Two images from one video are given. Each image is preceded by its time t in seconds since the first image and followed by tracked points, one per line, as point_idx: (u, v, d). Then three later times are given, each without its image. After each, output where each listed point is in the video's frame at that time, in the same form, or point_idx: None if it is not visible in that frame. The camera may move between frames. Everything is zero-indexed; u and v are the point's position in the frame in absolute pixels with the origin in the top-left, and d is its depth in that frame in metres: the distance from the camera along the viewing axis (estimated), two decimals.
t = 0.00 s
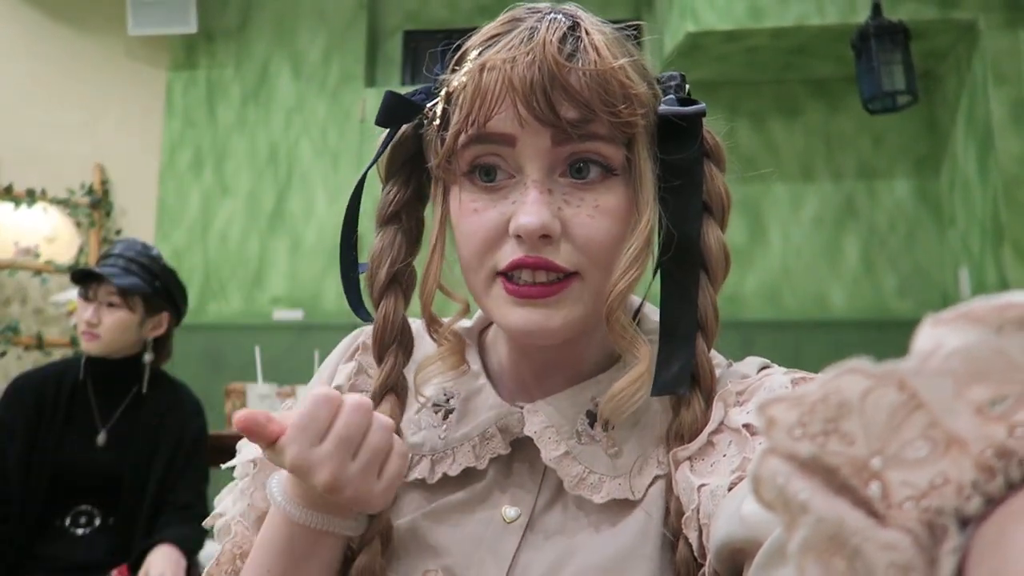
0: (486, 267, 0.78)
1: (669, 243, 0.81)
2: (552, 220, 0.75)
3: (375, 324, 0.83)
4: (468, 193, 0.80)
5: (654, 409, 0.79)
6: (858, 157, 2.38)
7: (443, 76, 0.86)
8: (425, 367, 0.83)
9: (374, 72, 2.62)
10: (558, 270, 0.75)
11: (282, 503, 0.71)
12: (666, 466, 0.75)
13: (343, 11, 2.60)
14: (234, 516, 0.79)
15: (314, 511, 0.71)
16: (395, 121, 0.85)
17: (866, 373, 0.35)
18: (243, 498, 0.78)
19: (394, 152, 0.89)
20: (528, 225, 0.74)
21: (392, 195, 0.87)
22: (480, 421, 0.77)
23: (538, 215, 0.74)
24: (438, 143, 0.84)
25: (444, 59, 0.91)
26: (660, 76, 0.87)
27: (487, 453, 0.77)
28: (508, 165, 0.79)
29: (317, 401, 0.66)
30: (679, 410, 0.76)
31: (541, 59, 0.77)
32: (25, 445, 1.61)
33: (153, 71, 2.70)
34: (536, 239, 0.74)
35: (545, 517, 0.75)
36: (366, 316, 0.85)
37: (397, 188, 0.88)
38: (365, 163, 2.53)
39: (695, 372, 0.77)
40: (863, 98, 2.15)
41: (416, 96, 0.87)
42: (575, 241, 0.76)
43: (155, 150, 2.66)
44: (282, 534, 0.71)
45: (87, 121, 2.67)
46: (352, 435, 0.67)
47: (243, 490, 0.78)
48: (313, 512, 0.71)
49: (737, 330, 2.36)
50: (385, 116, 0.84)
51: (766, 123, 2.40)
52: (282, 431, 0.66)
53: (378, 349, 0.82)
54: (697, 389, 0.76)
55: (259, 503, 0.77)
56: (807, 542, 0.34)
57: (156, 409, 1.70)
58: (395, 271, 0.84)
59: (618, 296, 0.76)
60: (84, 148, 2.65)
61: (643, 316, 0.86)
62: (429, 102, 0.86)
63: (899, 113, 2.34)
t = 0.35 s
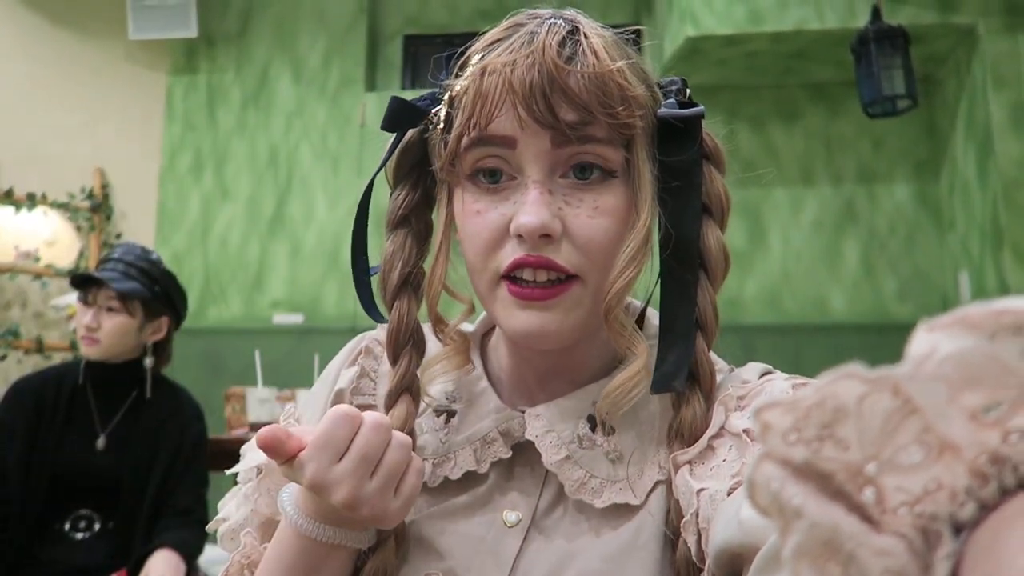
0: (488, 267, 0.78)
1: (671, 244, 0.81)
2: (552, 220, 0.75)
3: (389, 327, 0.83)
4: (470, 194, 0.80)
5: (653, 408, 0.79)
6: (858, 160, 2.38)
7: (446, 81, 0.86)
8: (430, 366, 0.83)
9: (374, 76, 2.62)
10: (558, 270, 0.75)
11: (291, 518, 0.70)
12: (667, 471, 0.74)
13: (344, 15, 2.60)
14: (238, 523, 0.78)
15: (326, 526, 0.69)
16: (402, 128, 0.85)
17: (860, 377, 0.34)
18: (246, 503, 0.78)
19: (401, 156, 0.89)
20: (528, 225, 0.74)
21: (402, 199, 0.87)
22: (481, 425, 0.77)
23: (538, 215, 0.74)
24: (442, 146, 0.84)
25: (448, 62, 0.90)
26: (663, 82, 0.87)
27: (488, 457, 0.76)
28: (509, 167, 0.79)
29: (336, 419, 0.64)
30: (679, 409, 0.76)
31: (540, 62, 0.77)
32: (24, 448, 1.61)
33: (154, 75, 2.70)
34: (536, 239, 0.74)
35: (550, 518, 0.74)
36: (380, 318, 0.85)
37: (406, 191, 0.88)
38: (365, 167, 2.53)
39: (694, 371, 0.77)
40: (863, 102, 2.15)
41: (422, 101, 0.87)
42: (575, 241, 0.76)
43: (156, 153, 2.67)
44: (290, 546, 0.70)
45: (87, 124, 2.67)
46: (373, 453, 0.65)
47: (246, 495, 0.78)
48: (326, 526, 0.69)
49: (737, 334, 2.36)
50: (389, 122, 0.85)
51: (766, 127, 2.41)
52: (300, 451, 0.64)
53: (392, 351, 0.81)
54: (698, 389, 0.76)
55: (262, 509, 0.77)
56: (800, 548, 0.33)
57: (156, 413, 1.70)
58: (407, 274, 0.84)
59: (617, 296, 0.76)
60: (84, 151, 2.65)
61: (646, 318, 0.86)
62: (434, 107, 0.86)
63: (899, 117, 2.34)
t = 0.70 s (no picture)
0: (488, 269, 0.78)
1: (672, 244, 0.81)
2: (550, 222, 0.75)
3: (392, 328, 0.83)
4: (470, 196, 0.80)
5: (654, 408, 0.78)
6: (858, 161, 2.38)
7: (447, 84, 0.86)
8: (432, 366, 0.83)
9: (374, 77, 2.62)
10: (556, 271, 0.75)
11: (295, 519, 0.70)
12: (667, 474, 0.74)
13: (344, 16, 2.60)
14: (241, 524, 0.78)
15: (329, 527, 0.69)
16: (407, 128, 0.85)
17: (862, 380, 0.33)
18: (248, 504, 0.78)
19: (405, 159, 0.89)
20: (526, 227, 0.74)
21: (407, 201, 0.88)
22: (482, 428, 0.77)
23: (535, 216, 0.74)
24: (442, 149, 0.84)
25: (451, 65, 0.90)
26: (665, 83, 0.87)
27: (489, 459, 0.76)
28: (507, 169, 0.79)
29: (342, 419, 0.64)
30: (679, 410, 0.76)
31: (535, 64, 0.77)
32: (24, 450, 1.61)
33: (153, 77, 2.70)
34: (534, 240, 0.75)
35: (552, 519, 0.74)
36: (384, 320, 0.85)
37: (410, 193, 0.88)
38: (365, 168, 2.53)
39: (694, 372, 0.77)
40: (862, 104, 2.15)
41: (424, 105, 0.87)
42: (573, 242, 0.76)
43: (156, 154, 2.67)
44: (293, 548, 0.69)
45: (86, 125, 2.67)
46: (378, 454, 0.65)
47: (248, 496, 0.78)
48: (329, 528, 0.69)
49: (737, 335, 2.36)
50: (392, 125, 0.85)
51: (766, 128, 2.41)
52: (305, 451, 0.64)
53: (396, 351, 0.81)
54: (698, 390, 0.76)
55: (264, 510, 0.77)
56: (802, 551, 0.32)
57: (155, 415, 1.70)
58: (410, 275, 0.84)
59: (616, 296, 0.76)
60: (84, 152, 2.66)
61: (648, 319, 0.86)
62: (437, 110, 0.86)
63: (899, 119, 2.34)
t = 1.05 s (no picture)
0: (489, 271, 0.78)
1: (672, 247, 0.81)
2: (550, 224, 0.75)
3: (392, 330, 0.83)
4: (470, 199, 0.80)
5: (654, 411, 0.78)
6: (858, 164, 2.38)
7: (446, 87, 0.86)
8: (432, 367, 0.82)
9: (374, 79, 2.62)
10: (556, 273, 0.75)
11: (295, 520, 0.70)
12: (667, 475, 0.74)
13: (345, 19, 2.60)
14: (240, 525, 0.78)
15: (329, 528, 0.69)
16: (408, 130, 0.86)
17: (859, 382, 0.33)
18: (248, 506, 0.78)
19: (404, 161, 0.88)
20: (526, 230, 0.74)
21: (406, 202, 0.88)
22: (482, 430, 0.77)
23: (536, 219, 0.74)
24: (441, 152, 0.84)
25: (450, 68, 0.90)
26: (665, 84, 0.87)
27: (489, 461, 0.76)
28: (507, 172, 0.79)
29: (346, 419, 0.64)
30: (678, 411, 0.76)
31: (535, 68, 0.77)
32: (24, 452, 1.61)
33: (154, 79, 2.70)
34: (534, 243, 0.75)
35: (551, 521, 0.75)
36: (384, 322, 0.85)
37: (409, 195, 0.88)
38: (364, 171, 2.53)
39: (694, 372, 0.77)
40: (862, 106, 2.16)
41: (423, 108, 0.87)
42: (573, 244, 0.76)
43: (156, 157, 2.67)
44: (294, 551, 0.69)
45: (86, 127, 2.67)
46: (381, 455, 0.65)
47: (248, 497, 0.78)
48: (329, 529, 0.69)
49: (736, 338, 2.37)
50: (391, 128, 0.85)
51: (766, 131, 2.41)
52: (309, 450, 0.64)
53: (397, 353, 0.81)
54: (697, 391, 0.76)
55: (265, 512, 0.76)
56: (801, 552, 0.32)
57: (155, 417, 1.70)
58: (410, 277, 0.85)
59: (616, 297, 0.76)
60: (84, 154, 2.66)
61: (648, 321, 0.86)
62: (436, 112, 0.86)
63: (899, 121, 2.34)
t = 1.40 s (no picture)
0: (491, 274, 0.77)
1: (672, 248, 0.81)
2: (555, 226, 0.75)
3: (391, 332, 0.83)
4: (472, 200, 0.80)
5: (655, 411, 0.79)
6: (858, 164, 2.38)
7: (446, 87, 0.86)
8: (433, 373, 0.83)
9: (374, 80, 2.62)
10: (561, 275, 0.75)
11: (297, 521, 0.70)
12: (667, 475, 0.74)
13: (345, 18, 2.60)
14: (240, 525, 0.77)
15: (329, 530, 0.69)
16: (406, 131, 0.86)
17: (860, 382, 0.32)
18: (247, 507, 0.77)
19: (401, 161, 0.88)
20: (532, 232, 0.74)
21: (403, 204, 0.88)
22: (481, 430, 0.77)
23: (541, 221, 0.74)
24: (443, 154, 0.84)
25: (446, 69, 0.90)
26: (663, 84, 0.87)
27: (489, 461, 0.76)
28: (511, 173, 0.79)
29: (346, 421, 0.64)
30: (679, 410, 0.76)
31: (541, 69, 0.77)
32: (24, 453, 1.61)
33: (154, 80, 2.70)
34: (539, 245, 0.75)
35: (550, 521, 0.74)
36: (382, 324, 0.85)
37: (407, 197, 0.88)
38: (364, 171, 2.53)
39: (694, 372, 0.77)
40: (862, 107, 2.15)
41: (421, 108, 0.87)
42: (578, 246, 0.76)
43: (156, 157, 2.67)
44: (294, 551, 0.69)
45: (86, 127, 2.67)
46: (381, 456, 0.65)
47: (248, 498, 0.77)
48: (330, 531, 0.69)
49: (737, 337, 2.36)
50: (390, 128, 0.85)
51: (766, 131, 2.41)
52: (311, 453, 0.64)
53: (395, 356, 0.81)
54: (698, 391, 0.76)
55: (265, 513, 0.77)
56: (800, 553, 0.32)
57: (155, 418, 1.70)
58: (409, 279, 0.85)
59: (622, 299, 0.76)
60: (85, 154, 2.66)
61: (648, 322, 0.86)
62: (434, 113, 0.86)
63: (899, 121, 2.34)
